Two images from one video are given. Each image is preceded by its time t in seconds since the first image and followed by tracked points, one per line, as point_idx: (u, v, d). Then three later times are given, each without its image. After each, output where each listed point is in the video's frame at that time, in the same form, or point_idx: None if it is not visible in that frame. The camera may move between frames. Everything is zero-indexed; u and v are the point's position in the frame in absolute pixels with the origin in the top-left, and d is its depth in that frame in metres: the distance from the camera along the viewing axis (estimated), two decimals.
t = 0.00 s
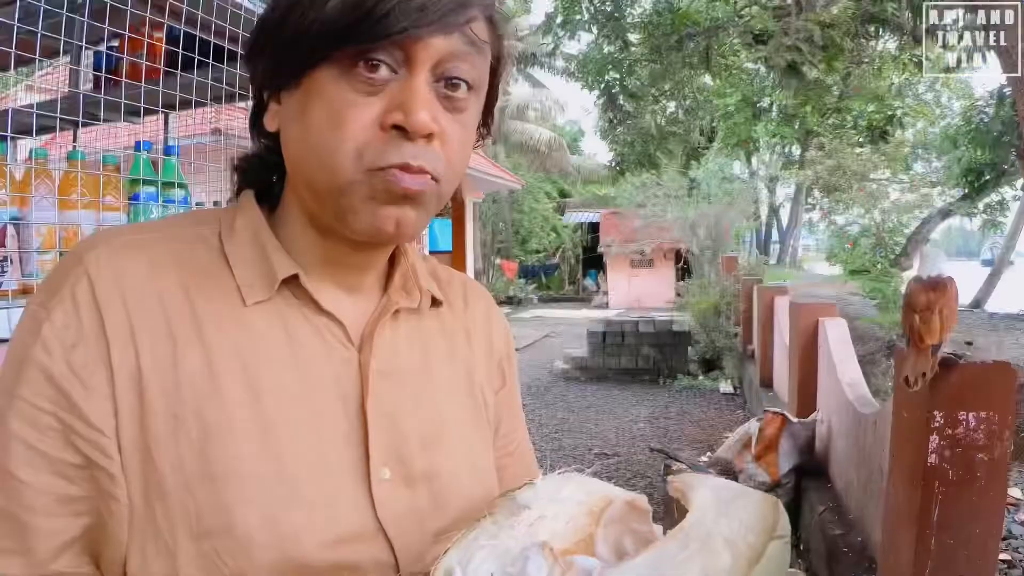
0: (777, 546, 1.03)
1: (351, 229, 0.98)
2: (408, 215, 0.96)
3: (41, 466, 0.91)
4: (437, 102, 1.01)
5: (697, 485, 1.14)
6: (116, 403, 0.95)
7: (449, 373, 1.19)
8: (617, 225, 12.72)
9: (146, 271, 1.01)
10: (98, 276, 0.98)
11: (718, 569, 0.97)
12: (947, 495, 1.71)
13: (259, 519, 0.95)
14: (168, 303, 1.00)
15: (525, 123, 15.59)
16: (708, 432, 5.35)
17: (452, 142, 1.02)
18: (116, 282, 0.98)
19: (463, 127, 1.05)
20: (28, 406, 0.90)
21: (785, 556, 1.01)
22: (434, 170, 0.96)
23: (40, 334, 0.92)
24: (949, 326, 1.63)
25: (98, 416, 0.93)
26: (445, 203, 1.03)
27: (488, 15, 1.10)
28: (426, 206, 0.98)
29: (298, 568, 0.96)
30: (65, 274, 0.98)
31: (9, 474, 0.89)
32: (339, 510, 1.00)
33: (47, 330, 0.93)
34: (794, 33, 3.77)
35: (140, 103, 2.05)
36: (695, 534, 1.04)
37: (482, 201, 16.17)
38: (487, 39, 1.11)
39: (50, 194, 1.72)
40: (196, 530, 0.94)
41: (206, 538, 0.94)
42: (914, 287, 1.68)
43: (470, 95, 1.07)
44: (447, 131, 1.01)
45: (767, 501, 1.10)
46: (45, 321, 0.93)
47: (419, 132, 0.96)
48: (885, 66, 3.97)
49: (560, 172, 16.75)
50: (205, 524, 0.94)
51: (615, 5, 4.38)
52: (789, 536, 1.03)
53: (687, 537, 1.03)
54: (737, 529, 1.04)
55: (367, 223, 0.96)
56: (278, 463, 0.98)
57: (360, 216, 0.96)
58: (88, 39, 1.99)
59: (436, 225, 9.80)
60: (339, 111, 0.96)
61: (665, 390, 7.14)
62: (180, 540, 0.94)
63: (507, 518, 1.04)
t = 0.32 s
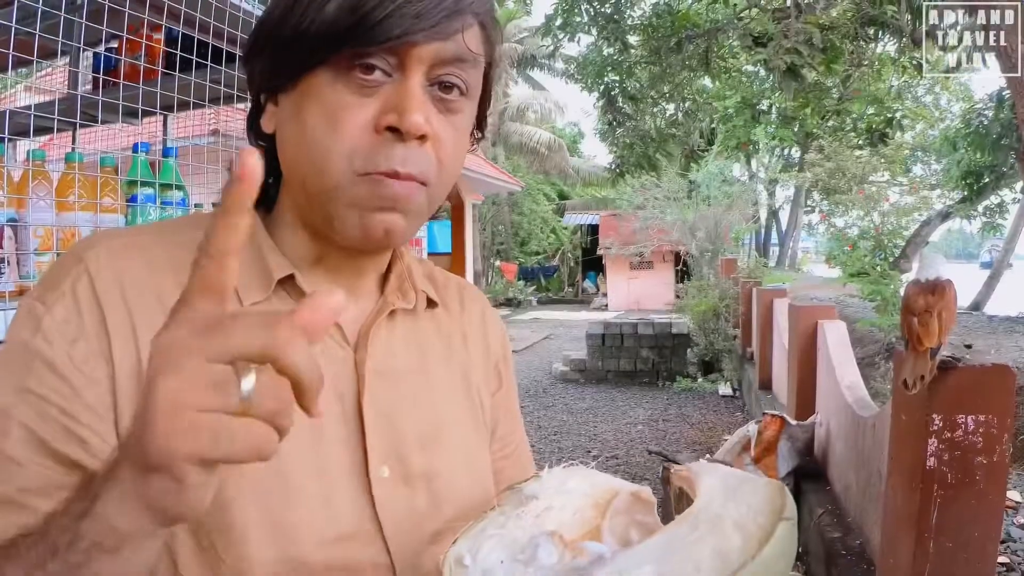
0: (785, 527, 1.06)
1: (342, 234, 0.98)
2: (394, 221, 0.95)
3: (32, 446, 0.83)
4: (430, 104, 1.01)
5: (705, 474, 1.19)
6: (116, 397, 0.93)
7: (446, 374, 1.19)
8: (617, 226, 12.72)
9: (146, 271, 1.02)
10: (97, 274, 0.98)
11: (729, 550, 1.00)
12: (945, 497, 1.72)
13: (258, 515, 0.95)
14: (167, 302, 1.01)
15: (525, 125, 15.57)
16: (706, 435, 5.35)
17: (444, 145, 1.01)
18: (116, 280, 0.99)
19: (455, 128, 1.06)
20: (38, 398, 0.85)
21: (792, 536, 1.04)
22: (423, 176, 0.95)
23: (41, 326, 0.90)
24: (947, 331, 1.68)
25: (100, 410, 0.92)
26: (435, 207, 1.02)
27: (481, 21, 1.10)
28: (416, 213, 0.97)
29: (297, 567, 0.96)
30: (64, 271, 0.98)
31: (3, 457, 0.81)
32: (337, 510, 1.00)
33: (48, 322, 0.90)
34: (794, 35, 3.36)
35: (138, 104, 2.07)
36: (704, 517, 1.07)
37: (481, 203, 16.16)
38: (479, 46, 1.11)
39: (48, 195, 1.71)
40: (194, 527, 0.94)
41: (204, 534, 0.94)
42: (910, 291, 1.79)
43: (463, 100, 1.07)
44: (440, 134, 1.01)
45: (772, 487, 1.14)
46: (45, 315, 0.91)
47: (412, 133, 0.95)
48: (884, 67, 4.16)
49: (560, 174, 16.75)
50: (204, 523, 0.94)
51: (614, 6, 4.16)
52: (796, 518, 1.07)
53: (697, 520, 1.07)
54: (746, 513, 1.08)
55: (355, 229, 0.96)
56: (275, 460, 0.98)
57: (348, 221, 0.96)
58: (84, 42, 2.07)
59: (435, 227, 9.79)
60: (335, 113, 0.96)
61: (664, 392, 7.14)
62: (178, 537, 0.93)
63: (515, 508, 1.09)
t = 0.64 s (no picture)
0: (771, 531, 1.10)
1: (338, 241, 0.98)
2: (394, 231, 0.97)
3: (29, 474, 0.87)
4: (428, 110, 1.02)
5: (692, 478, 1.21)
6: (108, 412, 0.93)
7: (439, 381, 1.19)
8: (615, 229, 12.71)
9: (139, 280, 1.00)
10: (88, 284, 0.96)
11: (715, 554, 1.04)
12: (943, 502, 1.71)
13: (250, 527, 0.95)
14: (158, 309, 0.99)
15: (524, 127, 15.55)
16: (704, 437, 5.35)
17: (442, 150, 1.02)
18: (107, 290, 0.97)
19: (453, 133, 1.05)
20: (20, 416, 0.87)
21: (777, 539, 1.08)
22: (424, 183, 0.98)
23: (31, 342, 0.90)
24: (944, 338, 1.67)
25: (90, 426, 0.91)
26: (433, 211, 1.03)
27: (479, 26, 1.10)
28: (413, 222, 0.98)
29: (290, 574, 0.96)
30: (55, 281, 0.96)
31: None
32: (331, 519, 1.00)
33: (38, 338, 0.90)
34: (793, 37, 3.32)
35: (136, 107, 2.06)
36: (691, 522, 1.10)
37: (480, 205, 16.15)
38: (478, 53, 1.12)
39: (45, 199, 1.73)
40: (187, 539, 0.93)
41: (197, 547, 0.94)
42: (909, 295, 1.79)
43: (460, 106, 1.07)
44: (438, 139, 1.01)
45: (759, 490, 1.18)
46: (35, 330, 0.91)
47: (410, 140, 0.96)
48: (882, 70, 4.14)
49: (560, 177, 16.74)
50: (197, 533, 0.93)
51: (614, 9, 4.14)
52: (781, 521, 1.11)
53: (683, 525, 1.10)
54: (733, 517, 1.11)
55: (353, 236, 0.96)
56: (269, 471, 0.97)
57: (345, 227, 0.96)
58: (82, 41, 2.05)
59: (434, 229, 9.78)
60: (332, 117, 0.95)
61: (662, 395, 7.14)
62: (172, 548, 0.93)
63: (505, 513, 1.09)
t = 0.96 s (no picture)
0: (761, 558, 1.17)
1: (341, 260, 1.00)
2: (393, 247, 0.97)
3: (25, 484, 0.89)
4: (427, 123, 1.02)
5: (685, 499, 1.26)
6: (99, 421, 0.93)
7: (434, 386, 1.18)
8: (614, 231, 12.72)
9: (128, 287, 0.99)
10: (78, 293, 0.96)
11: None
12: (942, 505, 1.70)
13: (242, 535, 0.94)
14: (149, 316, 0.98)
15: (524, 129, 15.56)
16: (703, 439, 5.34)
17: (438, 164, 1.02)
18: (98, 299, 0.96)
19: (449, 141, 1.06)
20: (12, 425, 0.89)
21: (767, 567, 1.15)
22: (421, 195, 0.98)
23: (23, 352, 0.91)
24: (944, 340, 1.70)
25: (81, 435, 0.91)
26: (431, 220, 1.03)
27: (481, 36, 1.10)
28: (412, 235, 0.98)
29: None
30: (46, 290, 0.97)
31: None
32: (323, 527, 1.00)
33: (30, 347, 0.91)
34: (794, 40, 3.32)
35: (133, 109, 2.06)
36: (682, 546, 1.15)
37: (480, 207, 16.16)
38: (477, 62, 1.11)
39: (44, 201, 1.72)
40: (179, 548, 0.93)
41: (190, 555, 0.93)
42: (909, 299, 1.82)
43: (458, 118, 1.07)
44: (436, 153, 1.01)
45: (750, 515, 1.24)
46: (27, 339, 0.92)
47: (408, 155, 0.96)
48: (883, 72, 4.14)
49: (559, 178, 16.75)
50: (188, 542, 0.93)
51: (614, 10, 4.13)
52: (772, 549, 1.18)
53: (673, 549, 1.14)
54: (724, 542, 1.18)
55: (353, 254, 0.98)
56: (259, 479, 0.97)
57: (347, 248, 0.97)
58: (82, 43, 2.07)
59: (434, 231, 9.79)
60: (329, 129, 0.96)
61: (661, 398, 7.14)
62: (163, 557, 0.93)
63: (495, 530, 1.07)
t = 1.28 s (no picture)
0: None
1: (353, 261, 1.02)
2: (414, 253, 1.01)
3: (27, 489, 0.90)
4: (446, 146, 1.02)
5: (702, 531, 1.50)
6: (97, 425, 0.93)
7: (429, 389, 1.18)
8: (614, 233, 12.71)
9: (122, 291, 0.99)
10: (75, 298, 0.96)
11: None
12: (940, 509, 1.70)
13: (239, 537, 0.94)
14: (145, 320, 0.98)
15: (524, 131, 15.56)
16: (702, 442, 5.33)
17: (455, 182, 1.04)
18: (94, 303, 0.97)
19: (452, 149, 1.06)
20: (11, 429, 0.89)
21: None
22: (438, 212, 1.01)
23: (19, 357, 0.91)
24: (943, 344, 1.71)
25: (79, 439, 0.92)
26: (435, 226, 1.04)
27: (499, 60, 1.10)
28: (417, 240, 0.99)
29: None
30: (43, 294, 0.97)
31: None
32: (320, 528, 0.99)
33: (26, 353, 0.92)
34: (793, 43, 3.32)
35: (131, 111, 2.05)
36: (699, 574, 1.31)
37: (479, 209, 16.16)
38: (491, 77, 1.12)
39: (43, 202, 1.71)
40: (176, 550, 0.93)
41: (187, 557, 0.93)
42: (908, 301, 1.88)
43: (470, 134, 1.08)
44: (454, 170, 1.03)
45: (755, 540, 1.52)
46: (24, 344, 0.92)
47: (437, 179, 0.99)
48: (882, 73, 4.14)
49: (559, 181, 16.76)
50: (185, 544, 0.93)
51: (613, 13, 4.11)
52: None
53: None
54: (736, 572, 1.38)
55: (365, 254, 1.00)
56: (255, 482, 0.96)
57: (356, 255, 1.01)
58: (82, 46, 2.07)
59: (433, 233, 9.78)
60: (354, 146, 0.95)
61: (661, 400, 7.12)
62: (160, 560, 0.93)
63: (510, 560, 1.17)
